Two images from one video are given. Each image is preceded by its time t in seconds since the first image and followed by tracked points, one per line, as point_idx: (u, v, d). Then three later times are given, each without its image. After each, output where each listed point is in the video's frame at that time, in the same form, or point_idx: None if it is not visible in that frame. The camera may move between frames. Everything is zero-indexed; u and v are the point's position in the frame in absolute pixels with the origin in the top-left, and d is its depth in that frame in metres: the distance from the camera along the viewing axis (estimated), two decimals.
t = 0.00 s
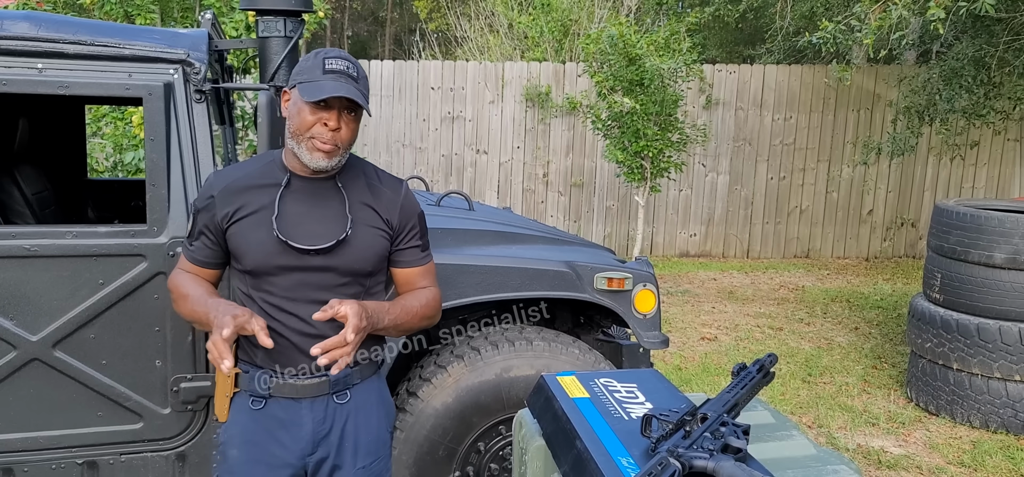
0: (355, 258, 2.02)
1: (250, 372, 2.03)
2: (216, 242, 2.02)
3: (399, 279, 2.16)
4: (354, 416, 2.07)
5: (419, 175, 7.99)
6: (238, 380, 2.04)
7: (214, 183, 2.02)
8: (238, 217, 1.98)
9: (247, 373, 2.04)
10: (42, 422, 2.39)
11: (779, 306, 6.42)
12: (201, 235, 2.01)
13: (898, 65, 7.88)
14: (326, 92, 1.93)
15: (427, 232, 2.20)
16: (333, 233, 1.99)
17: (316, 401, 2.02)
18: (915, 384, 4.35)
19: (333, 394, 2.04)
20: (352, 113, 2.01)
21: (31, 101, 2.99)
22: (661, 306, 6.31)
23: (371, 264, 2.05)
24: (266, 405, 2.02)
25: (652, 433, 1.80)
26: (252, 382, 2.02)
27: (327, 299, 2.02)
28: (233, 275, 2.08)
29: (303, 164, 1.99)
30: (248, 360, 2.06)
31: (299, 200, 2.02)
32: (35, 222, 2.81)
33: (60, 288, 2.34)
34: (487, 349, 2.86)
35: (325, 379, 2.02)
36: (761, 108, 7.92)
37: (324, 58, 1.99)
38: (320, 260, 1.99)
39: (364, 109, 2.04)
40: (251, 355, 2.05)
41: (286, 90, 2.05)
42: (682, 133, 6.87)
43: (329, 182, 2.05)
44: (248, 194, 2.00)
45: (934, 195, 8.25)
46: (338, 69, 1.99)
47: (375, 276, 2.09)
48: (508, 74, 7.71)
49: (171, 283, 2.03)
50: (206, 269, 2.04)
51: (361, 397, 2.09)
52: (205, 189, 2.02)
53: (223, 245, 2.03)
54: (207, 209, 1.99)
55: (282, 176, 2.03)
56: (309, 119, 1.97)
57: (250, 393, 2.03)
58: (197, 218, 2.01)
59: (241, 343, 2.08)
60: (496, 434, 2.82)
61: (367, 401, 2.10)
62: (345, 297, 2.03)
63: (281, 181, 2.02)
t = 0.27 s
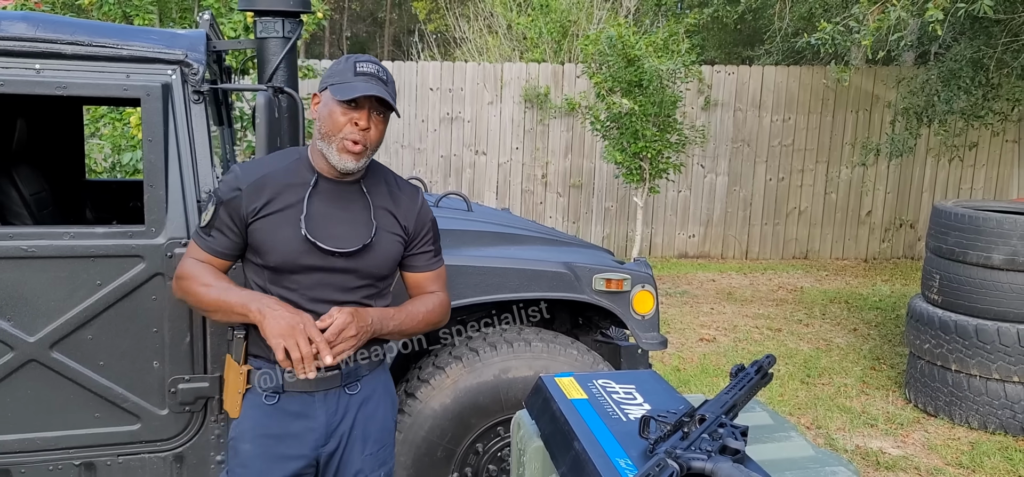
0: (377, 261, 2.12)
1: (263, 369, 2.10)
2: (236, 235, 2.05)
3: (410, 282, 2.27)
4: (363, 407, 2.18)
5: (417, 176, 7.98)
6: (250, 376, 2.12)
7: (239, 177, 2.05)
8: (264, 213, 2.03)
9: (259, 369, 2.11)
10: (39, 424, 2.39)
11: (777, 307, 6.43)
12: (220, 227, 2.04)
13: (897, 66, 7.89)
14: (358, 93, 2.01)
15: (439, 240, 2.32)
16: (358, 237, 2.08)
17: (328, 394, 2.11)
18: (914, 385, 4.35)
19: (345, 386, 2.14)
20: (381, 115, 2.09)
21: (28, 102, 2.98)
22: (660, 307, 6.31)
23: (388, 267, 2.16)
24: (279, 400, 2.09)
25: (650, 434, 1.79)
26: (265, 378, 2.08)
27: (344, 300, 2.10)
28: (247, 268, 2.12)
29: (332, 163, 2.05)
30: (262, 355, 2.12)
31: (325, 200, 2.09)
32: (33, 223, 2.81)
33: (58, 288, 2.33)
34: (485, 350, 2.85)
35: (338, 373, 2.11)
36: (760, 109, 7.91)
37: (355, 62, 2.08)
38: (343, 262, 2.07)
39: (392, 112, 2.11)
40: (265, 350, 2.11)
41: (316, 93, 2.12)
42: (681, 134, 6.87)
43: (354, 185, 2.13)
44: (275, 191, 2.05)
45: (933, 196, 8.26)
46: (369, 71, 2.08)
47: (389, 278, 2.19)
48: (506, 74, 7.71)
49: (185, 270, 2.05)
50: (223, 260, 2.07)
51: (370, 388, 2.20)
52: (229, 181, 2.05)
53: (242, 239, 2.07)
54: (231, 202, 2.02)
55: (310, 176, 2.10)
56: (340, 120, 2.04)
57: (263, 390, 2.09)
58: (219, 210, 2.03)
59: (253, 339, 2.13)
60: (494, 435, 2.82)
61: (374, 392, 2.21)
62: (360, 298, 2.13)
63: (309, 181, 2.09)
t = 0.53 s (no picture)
0: (386, 259, 2.14)
1: (270, 365, 2.09)
2: (256, 223, 2.02)
3: (409, 282, 2.31)
4: (368, 399, 2.21)
5: (416, 177, 7.98)
6: (256, 372, 2.10)
7: (258, 168, 2.05)
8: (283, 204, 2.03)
9: (266, 365, 2.10)
10: (37, 424, 2.39)
11: (776, 308, 6.43)
12: (240, 214, 2.00)
13: (896, 67, 7.90)
14: (384, 99, 2.02)
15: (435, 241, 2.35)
16: (372, 234, 2.10)
17: (335, 388, 2.13)
18: (912, 386, 4.35)
19: (350, 380, 2.16)
20: (399, 121, 2.10)
21: (25, 103, 2.98)
22: (659, 308, 6.31)
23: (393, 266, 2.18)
24: (287, 395, 2.09)
25: (648, 435, 1.80)
26: (272, 373, 2.08)
27: (353, 295, 2.10)
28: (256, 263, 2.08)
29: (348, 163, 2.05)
30: (269, 351, 2.11)
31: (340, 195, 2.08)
32: (32, 223, 2.81)
33: (56, 289, 2.33)
34: (484, 351, 2.85)
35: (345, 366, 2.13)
36: (759, 110, 7.92)
37: (379, 67, 2.08)
38: (356, 257, 2.07)
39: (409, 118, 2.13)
40: (273, 345, 2.10)
41: (336, 91, 2.10)
42: (679, 135, 6.88)
43: (366, 185, 2.13)
44: (293, 184, 2.05)
45: (931, 198, 8.26)
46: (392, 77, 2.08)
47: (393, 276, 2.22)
48: (506, 75, 7.71)
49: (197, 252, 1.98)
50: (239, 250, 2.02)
51: (373, 381, 2.23)
52: (246, 172, 2.04)
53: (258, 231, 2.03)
54: (252, 189, 2.01)
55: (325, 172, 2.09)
56: (361, 123, 2.03)
57: (270, 385, 2.08)
58: (240, 197, 2.01)
59: (260, 335, 2.12)
60: (493, 436, 2.82)
61: (377, 385, 2.25)
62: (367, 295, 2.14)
63: (325, 176, 2.08)
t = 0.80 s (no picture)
0: (390, 259, 2.16)
1: (272, 361, 2.09)
2: (271, 219, 2.01)
3: (404, 282, 2.32)
4: (368, 396, 2.21)
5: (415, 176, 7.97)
6: (258, 369, 2.10)
7: (270, 166, 2.04)
8: (296, 201, 2.04)
9: (268, 362, 2.09)
10: (37, 424, 2.39)
11: (776, 308, 6.43)
12: (258, 210, 1.99)
13: (895, 67, 7.90)
14: (392, 102, 2.02)
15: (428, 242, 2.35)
16: (377, 234, 2.11)
17: (337, 385, 2.13)
18: (912, 386, 4.35)
19: (352, 377, 2.16)
20: (406, 124, 2.11)
21: (24, 103, 2.98)
22: (659, 308, 6.32)
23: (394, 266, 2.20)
24: (289, 391, 2.08)
25: (648, 434, 1.80)
26: (275, 370, 2.07)
27: (357, 293, 2.11)
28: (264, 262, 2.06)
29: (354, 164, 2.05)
30: (272, 348, 2.11)
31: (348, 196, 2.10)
32: (31, 223, 2.81)
33: (55, 289, 2.33)
34: (484, 350, 2.85)
35: (347, 363, 2.13)
36: (759, 110, 7.92)
37: (388, 70, 2.09)
38: (362, 256, 2.09)
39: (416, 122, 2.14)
40: (276, 342, 2.10)
41: (344, 92, 2.10)
42: (679, 134, 6.88)
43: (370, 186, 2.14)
44: (305, 184, 2.06)
45: (931, 197, 8.26)
46: (400, 81, 2.09)
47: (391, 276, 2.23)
48: (505, 75, 7.71)
49: (219, 251, 1.96)
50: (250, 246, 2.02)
51: (372, 377, 2.23)
52: (259, 169, 2.03)
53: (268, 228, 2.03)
54: (267, 187, 2.01)
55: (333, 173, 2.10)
56: (370, 124, 2.03)
57: (272, 381, 2.08)
58: (255, 194, 1.99)
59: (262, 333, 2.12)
60: (492, 435, 2.82)
61: (377, 381, 2.25)
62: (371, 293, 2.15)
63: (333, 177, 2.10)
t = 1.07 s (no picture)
0: (391, 260, 2.16)
1: (274, 359, 2.09)
2: (270, 221, 2.00)
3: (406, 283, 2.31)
4: (369, 394, 2.21)
5: (415, 176, 7.97)
6: (259, 367, 2.10)
7: (271, 166, 2.03)
8: (297, 202, 2.03)
9: (269, 360, 2.09)
10: (36, 424, 2.38)
11: (776, 308, 6.43)
12: (256, 211, 1.98)
13: (895, 67, 7.90)
14: (394, 100, 2.02)
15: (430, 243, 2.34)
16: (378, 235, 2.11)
17: (338, 383, 2.13)
18: (912, 386, 4.35)
19: (353, 375, 2.16)
20: (409, 122, 2.11)
21: (25, 102, 2.98)
22: (658, 308, 6.32)
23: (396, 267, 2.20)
24: (290, 389, 2.09)
25: (648, 434, 1.80)
26: (276, 368, 2.07)
27: (358, 292, 2.12)
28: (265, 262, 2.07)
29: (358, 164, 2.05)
30: (273, 346, 2.11)
31: (349, 197, 2.10)
32: (30, 222, 2.80)
33: (55, 289, 2.33)
34: (485, 349, 2.85)
35: (349, 361, 2.12)
36: (758, 110, 7.92)
37: (389, 68, 2.08)
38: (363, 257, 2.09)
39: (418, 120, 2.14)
40: (277, 340, 2.10)
41: (346, 92, 2.10)
42: (678, 134, 6.88)
43: (373, 185, 2.14)
44: (306, 184, 2.05)
45: (930, 197, 8.26)
46: (403, 79, 2.09)
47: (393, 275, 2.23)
48: (505, 75, 7.71)
49: (216, 254, 1.95)
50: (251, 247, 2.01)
51: (374, 375, 2.23)
52: (261, 168, 2.02)
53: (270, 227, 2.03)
54: (267, 187, 2.00)
55: (336, 173, 2.10)
56: (372, 122, 2.04)
57: (273, 379, 2.08)
58: (254, 195, 1.99)
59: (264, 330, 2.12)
60: (492, 435, 2.82)
61: (378, 379, 2.24)
62: (372, 293, 2.15)
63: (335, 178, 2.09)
